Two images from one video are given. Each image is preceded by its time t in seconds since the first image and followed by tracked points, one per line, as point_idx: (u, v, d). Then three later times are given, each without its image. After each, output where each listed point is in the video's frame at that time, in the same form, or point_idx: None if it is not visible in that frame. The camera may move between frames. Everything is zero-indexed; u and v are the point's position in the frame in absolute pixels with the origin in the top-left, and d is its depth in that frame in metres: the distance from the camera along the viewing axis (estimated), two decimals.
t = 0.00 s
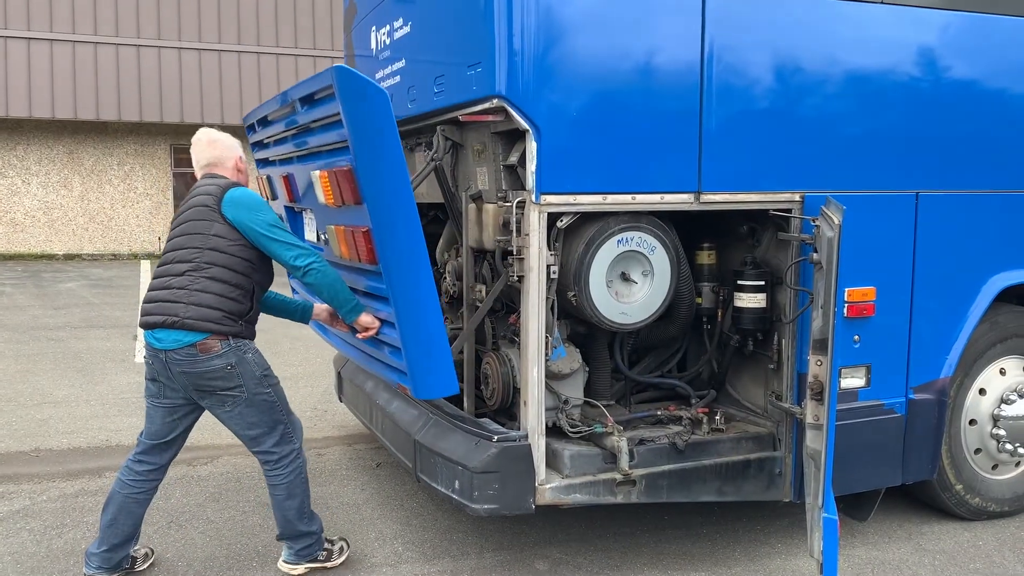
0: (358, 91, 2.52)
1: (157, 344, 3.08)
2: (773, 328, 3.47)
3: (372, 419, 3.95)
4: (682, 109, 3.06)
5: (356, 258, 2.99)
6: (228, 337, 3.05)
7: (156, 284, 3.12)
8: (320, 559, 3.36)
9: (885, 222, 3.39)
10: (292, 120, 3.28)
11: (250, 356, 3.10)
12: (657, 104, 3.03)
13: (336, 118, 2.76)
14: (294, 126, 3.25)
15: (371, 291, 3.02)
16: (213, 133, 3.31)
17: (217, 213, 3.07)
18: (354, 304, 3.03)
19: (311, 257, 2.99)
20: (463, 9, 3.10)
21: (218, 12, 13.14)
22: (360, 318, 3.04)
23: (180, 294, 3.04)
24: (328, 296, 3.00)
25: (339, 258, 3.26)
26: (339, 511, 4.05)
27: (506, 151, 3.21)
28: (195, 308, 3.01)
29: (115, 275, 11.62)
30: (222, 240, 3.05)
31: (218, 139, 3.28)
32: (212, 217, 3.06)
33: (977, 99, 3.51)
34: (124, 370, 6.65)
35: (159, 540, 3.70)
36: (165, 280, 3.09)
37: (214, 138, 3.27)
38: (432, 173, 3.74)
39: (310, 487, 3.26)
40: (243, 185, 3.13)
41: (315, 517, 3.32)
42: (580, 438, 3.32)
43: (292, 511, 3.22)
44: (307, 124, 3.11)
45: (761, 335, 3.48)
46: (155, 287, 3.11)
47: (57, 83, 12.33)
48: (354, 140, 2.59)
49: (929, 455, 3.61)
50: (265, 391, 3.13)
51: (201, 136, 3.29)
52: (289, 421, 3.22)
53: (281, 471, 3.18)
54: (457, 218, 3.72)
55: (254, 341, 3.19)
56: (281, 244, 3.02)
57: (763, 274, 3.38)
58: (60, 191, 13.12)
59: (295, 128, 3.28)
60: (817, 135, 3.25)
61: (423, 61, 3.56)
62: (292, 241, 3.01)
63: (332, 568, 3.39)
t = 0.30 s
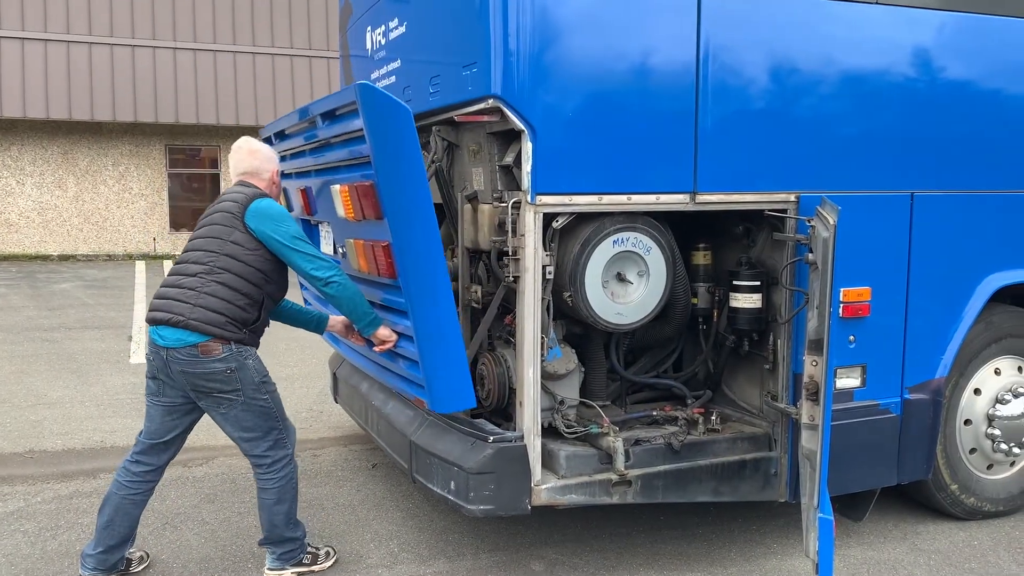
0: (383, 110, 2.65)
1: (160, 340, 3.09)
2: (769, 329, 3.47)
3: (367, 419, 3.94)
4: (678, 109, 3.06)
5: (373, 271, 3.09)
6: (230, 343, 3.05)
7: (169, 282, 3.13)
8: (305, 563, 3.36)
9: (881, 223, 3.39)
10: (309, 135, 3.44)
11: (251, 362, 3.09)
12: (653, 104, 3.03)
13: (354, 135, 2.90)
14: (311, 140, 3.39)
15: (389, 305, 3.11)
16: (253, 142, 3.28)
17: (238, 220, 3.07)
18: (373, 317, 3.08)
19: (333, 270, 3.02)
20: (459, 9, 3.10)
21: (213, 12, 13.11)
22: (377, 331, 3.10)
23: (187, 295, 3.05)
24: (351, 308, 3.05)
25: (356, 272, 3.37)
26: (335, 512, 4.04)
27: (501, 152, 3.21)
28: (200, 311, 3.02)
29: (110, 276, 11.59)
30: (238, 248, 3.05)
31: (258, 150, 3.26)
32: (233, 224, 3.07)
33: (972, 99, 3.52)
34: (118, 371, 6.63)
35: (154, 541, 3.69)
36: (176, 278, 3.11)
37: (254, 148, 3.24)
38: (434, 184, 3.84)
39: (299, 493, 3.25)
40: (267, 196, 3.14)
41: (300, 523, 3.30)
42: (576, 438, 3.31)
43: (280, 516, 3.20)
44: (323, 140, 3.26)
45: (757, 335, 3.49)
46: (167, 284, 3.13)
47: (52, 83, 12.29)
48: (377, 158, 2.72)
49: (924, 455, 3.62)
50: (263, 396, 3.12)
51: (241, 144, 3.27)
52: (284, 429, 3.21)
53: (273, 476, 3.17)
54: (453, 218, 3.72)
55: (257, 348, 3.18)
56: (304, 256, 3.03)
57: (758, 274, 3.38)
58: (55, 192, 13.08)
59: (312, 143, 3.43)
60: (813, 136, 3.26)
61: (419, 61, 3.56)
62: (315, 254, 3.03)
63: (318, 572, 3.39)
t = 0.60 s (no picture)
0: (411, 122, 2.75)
1: (177, 342, 3.08)
2: (764, 330, 3.48)
3: (363, 421, 3.94)
4: (675, 111, 3.07)
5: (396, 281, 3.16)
6: (248, 349, 3.05)
7: (188, 287, 3.13)
8: (302, 565, 3.36)
9: (876, 224, 3.40)
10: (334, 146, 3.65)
11: (268, 363, 3.10)
12: (649, 105, 3.03)
13: (382, 148, 3.05)
14: (336, 152, 3.61)
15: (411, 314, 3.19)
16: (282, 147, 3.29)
17: (261, 228, 3.08)
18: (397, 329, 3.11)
19: (359, 282, 3.04)
20: (456, 11, 3.10)
21: (209, 13, 13.09)
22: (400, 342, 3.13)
23: (207, 300, 3.05)
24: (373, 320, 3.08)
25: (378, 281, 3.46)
26: (331, 513, 4.04)
27: (498, 154, 3.22)
28: (220, 317, 3.02)
29: (105, 277, 11.56)
30: (261, 256, 3.07)
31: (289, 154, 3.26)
32: (257, 231, 3.08)
33: (967, 100, 3.53)
34: (114, 372, 6.61)
35: (149, 543, 3.68)
36: (197, 282, 3.11)
37: (286, 153, 3.24)
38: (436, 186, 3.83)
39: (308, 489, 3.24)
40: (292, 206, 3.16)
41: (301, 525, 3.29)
42: (572, 439, 3.32)
43: (287, 513, 3.19)
44: (347, 152, 3.47)
45: (753, 336, 3.49)
46: (187, 287, 3.14)
47: (47, 84, 12.26)
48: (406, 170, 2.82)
49: (920, 455, 3.63)
50: (278, 397, 3.13)
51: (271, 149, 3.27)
52: (300, 427, 3.22)
53: (287, 470, 3.17)
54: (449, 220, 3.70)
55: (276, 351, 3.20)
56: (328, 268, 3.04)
57: (755, 275, 3.39)
58: (50, 193, 13.05)
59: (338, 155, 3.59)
60: (809, 136, 3.26)
61: (415, 61, 3.56)
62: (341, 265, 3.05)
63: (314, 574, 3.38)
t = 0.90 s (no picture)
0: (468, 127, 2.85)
1: (197, 340, 3.09)
2: (760, 330, 3.48)
3: (360, 422, 3.93)
4: (672, 112, 3.07)
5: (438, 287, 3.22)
6: (267, 352, 3.05)
7: (211, 287, 3.13)
8: (299, 567, 3.35)
9: (872, 225, 3.41)
10: (377, 155, 3.80)
11: (285, 366, 3.10)
12: (646, 107, 3.03)
13: (438, 153, 3.13)
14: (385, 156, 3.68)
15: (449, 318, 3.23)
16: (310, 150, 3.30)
17: (287, 232, 3.06)
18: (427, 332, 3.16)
19: (391, 289, 3.06)
20: (453, 13, 3.10)
21: (205, 14, 13.07)
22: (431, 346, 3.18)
23: (229, 302, 3.05)
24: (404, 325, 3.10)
25: (415, 285, 3.49)
26: (328, 515, 4.04)
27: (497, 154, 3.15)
28: (242, 319, 3.02)
29: (101, 279, 11.55)
30: (285, 261, 3.05)
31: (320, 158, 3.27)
32: (283, 236, 3.06)
33: (962, 102, 3.54)
34: (110, 374, 6.60)
35: (146, 545, 3.67)
36: (220, 282, 3.11)
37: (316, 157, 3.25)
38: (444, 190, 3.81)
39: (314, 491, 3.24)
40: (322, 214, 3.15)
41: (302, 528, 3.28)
42: (569, 440, 3.32)
43: (291, 514, 3.18)
44: (391, 159, 3.63)
45: (749, 337, 3.49)
46: (209, 287, 3.14)
47: (43, 86, 12.24)
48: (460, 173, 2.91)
49: (916, 456, 3.63)
50: (293, 400, 3.13)
51: (304, 152, 3.27)
52: (312, 429, 3.22)
53: (296, 471, 3.17)
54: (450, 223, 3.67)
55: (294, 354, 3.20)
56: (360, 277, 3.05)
57: (751, 276, 3.39)
58: (46, 195, 13.03)
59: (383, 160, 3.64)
60: (805, 138, 3.27)
61: (412, 63, 3.56)
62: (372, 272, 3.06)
63: None
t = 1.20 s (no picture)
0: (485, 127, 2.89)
1: (210, 337, 3.10)
2: (757, 331, 3.48)
3: (357, 424, 3.92)
4: (669, 114, 3.08)
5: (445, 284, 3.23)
6: (279, 351, 3.05)
7: (224, 285, 3.13)
8: (296, 569, 3.34)
9: (868, 225, 3.42)
10: (389, 158, 3.83)
11: (296, 366, 3.10)
12: (642, 108, 3.04)
13: (451, 153, 3.19)
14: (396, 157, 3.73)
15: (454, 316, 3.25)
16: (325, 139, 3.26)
17: (297, 230, 3.04)
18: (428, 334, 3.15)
19: (396, 291, 3.04)
20: (450, 14, 3.11)
21: (202, 16, 13.06)
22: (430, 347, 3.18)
23: (242, 300, 3.05)
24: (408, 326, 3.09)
25: (421, 283, 3.51)
26: (325, 517, 4.03)
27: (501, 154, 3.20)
28: (254, 318, 3.02)
29: (98, 281, 11.53)
30: (296, 259, 3.03)
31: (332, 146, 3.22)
32: (293, 234, 3.04)
33: (958, 102, 3.54)
34: (107, 377, 6.59)
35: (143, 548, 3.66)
36: (232, 279, 3.10)
37: (327, 145, 3.20)
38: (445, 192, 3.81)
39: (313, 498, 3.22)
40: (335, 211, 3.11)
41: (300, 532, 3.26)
42: (567, 442, 3.32)
43: (287, 517, 3.16)
44: (403, 159, 3.68)
45: (746, 337, 3.49)
46: (222, 283, 3.14)
47: (39, 88, 12.22)
48: (474, 171, 2.95)
49: (913, 457, 3.64)
50: (300, 401, 3.13)
51: (313, 141, 3.23)
52: (315, 434, 3.21)
53: (296, 475, 3.16)
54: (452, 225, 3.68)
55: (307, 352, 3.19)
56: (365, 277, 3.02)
57: (747, 277, 3.40)
58: (42, 197, 13.00)
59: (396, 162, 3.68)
60: (801, 139, 3.27)
61: (408, 64, 3.56)
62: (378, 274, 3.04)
63: None
